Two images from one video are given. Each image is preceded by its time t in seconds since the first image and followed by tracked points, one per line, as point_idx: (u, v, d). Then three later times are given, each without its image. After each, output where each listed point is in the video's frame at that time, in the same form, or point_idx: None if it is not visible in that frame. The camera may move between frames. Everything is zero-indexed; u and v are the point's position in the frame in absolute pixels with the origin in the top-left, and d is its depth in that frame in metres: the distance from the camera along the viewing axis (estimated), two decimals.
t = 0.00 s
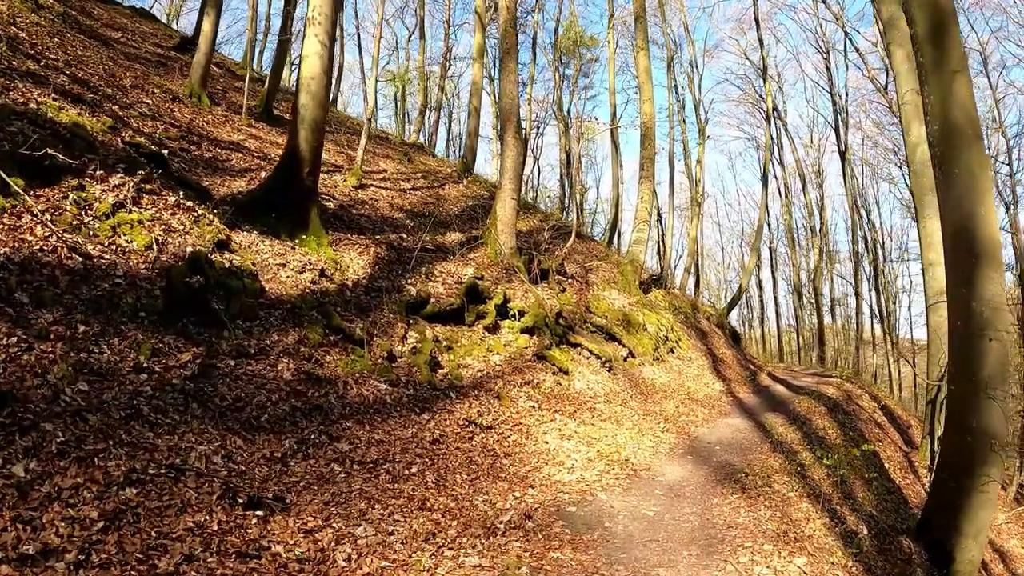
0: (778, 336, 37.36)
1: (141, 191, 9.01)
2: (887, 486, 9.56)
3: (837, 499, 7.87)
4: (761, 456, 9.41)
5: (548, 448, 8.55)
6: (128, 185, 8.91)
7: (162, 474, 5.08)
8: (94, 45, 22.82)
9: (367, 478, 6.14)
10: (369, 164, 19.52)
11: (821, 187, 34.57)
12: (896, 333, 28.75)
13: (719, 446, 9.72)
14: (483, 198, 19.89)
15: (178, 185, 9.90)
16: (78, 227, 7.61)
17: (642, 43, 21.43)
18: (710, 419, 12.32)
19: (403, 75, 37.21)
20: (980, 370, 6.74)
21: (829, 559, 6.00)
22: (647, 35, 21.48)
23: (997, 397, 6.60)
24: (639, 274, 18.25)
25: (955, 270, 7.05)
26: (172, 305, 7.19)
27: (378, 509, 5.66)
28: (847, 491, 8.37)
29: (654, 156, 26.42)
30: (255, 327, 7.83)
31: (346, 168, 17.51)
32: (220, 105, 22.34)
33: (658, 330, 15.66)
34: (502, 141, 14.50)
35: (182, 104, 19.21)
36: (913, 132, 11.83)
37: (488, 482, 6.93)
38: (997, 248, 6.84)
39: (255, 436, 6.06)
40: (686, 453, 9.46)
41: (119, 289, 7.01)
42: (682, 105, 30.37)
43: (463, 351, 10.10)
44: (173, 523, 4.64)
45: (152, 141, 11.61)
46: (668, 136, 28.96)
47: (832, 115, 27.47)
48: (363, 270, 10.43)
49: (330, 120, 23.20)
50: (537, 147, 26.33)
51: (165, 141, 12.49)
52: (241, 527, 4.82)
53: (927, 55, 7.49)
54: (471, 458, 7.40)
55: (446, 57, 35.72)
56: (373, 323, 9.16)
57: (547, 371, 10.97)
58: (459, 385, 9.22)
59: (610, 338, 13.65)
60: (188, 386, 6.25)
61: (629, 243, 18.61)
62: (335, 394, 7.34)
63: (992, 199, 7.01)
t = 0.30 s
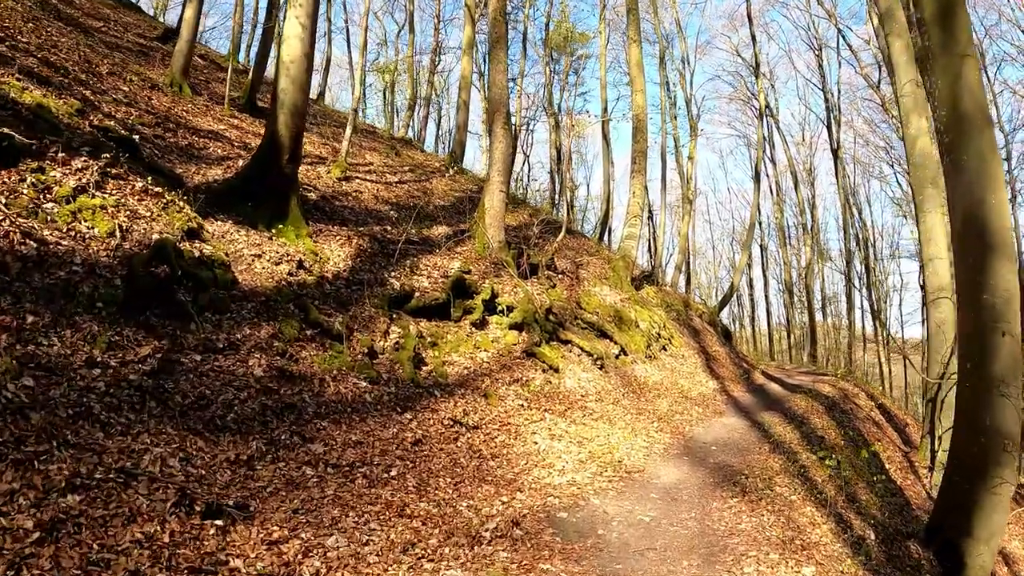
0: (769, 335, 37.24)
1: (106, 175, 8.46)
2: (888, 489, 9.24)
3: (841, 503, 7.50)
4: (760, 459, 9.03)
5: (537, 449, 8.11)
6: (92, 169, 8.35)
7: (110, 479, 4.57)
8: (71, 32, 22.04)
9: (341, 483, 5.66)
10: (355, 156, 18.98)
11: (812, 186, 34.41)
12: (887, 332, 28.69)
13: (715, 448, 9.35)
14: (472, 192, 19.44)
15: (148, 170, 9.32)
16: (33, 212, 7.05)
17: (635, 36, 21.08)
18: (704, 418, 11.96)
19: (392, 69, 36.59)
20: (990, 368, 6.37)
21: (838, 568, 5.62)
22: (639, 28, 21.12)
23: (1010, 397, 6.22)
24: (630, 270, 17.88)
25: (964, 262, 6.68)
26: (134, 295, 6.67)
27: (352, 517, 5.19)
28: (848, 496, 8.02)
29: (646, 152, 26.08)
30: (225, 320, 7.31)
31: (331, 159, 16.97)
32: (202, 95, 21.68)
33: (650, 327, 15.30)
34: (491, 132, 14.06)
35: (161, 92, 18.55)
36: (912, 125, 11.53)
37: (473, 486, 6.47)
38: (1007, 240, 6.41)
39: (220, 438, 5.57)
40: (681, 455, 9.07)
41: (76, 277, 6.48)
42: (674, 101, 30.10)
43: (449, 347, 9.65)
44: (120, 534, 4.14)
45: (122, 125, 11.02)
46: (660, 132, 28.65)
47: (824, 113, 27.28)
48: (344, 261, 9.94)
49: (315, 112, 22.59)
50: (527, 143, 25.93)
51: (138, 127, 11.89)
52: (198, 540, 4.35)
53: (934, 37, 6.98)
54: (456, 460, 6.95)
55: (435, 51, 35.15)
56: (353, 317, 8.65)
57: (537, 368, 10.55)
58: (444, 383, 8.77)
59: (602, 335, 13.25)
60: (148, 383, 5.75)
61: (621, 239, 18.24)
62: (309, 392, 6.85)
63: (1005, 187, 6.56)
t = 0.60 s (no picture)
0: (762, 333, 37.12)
1: (73, 168, 7.98)
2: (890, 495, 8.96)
3: (846, 514, 7.21)
4: (760, 466, 8.71)
5: (529, 455, 7.74)
6: (57, 161, 7.86)
7: (60, 500, 4.15)
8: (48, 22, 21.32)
9: (319, 498, 5.27)
10: (343, 152, 18.49)
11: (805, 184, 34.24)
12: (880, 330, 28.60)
13: (714, 454, 9.03)
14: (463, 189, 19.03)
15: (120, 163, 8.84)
16: None
17: (628, 29, 20.73)
18: (701, 420, 11.64)
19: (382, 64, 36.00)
20: (1005, 372, 5.81)
21: None
22: (633, 21, 20.77)
23: None
24: (624, 268, 17.55)
25: (977, 260, 6.07)
26: (97, 296, 6.22)
27: (330, 537, 4.80)
28: (849, 503, 7.74)
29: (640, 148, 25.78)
30: (198, 322, 6.87)
31: (317, 154, 16.48)
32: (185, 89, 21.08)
33: (645, 326, 14.97)
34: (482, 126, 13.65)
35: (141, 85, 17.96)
36: (913, 120, 11.22)
37: (462, 498, 6.09)
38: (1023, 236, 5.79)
39: (186, 452, 5.16)
40: (679, 461, 8.74)
41: (34, 277, 6.03)
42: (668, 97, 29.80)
43: (437, 349, 9.26)
44: (68, 563, 3.73)
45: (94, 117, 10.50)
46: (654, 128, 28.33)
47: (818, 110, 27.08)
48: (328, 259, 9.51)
49: (302, 106, 22.04)
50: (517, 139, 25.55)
51: (113, 119, 11.36)
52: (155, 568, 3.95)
53: (943, 25, 6.22)
54: (443, 470, 6.58)
55: (426, 46, 34.60)
56: (336, 318, 8.20)
57: (529, 370, 10.17)
58: (432, 387, 8.37)
59: (596, 335, 12.88)
60: (109, 392, 5.32)
61: (615, 237, 17.90)
62: (287, 398, 6.43)
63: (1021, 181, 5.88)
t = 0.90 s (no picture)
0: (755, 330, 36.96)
1: (34, 149, 7.44)
2: (892, 497, 8.66)
3: (852, 517, 6.89)
4: (759, 466, 8.35)
5: (518, 455, 7.35)
6: (15, 140, 7.34)
7: None
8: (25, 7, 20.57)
9: (287, 503, 4.85)
10: (329, 142, 17.96)
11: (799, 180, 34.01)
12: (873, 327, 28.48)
13: (711, 455, 8.69)
14: (453, 181, 18.57)
15: (87, 146, 8.29)
16: None
17: (622, 19, 20.33)
18: (697, 418, 11.30)
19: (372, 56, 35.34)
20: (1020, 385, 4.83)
21: None
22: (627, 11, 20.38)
23: None
24: (618, 263, 17.18)
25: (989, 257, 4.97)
26: (51, 283, 5.76)
27: (295, 547, 4.39)
28: (852, 507, 7.42)
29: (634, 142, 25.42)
30: (163, 313, 6.40)
31: (302, 144, 15.96)
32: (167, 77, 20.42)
33: (639, 321, 14.61)
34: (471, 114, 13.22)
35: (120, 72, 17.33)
36: (915, 109, 10.89)
37: (444, 501, 5.69)
38: None
39: (142, 453, 4.73)
40: (675, 461, 8.38)
41: None
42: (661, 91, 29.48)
43: (423, 343, 8.84)
44: None
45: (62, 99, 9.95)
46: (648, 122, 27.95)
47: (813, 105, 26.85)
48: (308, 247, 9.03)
49: (289, 97, 21.47)
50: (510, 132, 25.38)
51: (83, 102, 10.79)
52: None
53: None
54: (425, 470, 6.17)
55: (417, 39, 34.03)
56: (315, 310, 7.75)
57: (519, 366, 9.77)
58: (417, 383, 7.95)
59: (589, 330, 12.50)
60: (57, 387, 4.86)
61: (608, 230, 17.53)
62: (258, 394, 5.98)
63: None
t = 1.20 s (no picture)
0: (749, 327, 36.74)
1: None
2: (898, 502, 8.32)
3: (861, 528, 6.64)
4: (760, 471, 7.98)
5: (507, 460, 6.96)
6: None
7: None
8: None
9: (250, 518, 4.43)
10: (315, 133, 17.40)
11: (795, 176, 33.72)
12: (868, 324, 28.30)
13: (711, 459, 8.36)
14: (443, 174, 18.08)
15: (49, 133, 7.71)
16: None
17: (617, 9, 19.89)
18: (694, 418, 10.95)
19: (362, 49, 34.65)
20: None
21: None
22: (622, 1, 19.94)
23: None
24: (612, 258, 16.80)
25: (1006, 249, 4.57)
26: None
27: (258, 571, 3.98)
28: (855, 516, 7.08)
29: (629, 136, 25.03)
30: (124, 310, 5.92)
31: (287, 134, 15.41)
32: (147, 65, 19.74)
33: (634, 318, 14.23)
34: (461, 104, 12.78)
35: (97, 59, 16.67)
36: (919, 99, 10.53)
37: (425, 513, 5.28)
38: None
39: (88, 465, 4.28)
40: (672, 465, 8.01)
41: None
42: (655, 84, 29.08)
43: (408, 342, 8.41)
44: None
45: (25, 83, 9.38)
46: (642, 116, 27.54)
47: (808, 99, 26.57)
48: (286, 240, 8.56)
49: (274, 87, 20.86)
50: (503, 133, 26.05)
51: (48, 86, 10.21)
52: None
53: None
54: (406, 479, 5.76)
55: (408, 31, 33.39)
56: (292, 307, 7.30)
57: (509, 365, 9.36)
58: (401, 384, 7.52)
59: (582, 328, 12.10)
60: None
61: (602, 225, 17.13)
62: (224, 398, 5.53)
63: None
